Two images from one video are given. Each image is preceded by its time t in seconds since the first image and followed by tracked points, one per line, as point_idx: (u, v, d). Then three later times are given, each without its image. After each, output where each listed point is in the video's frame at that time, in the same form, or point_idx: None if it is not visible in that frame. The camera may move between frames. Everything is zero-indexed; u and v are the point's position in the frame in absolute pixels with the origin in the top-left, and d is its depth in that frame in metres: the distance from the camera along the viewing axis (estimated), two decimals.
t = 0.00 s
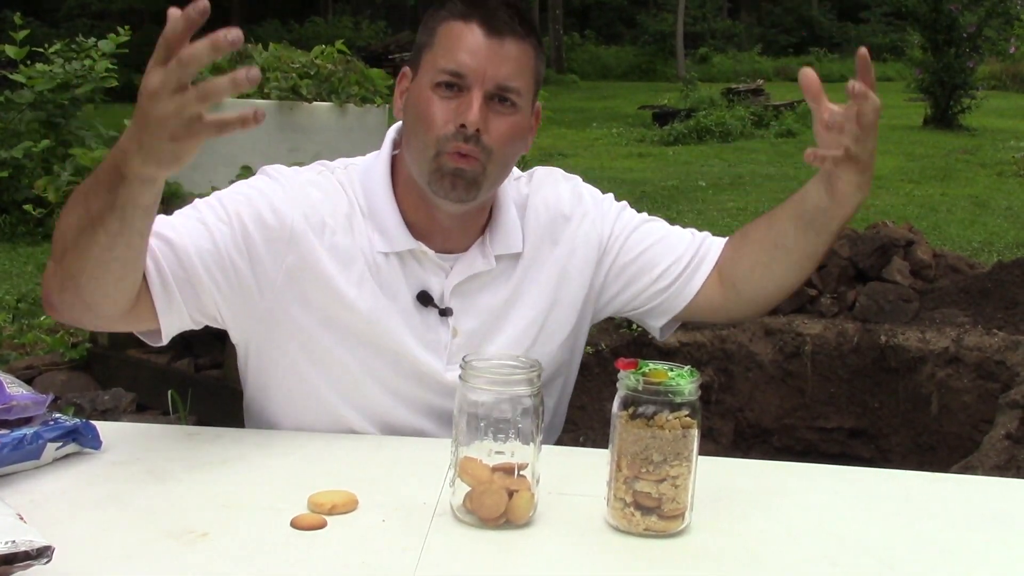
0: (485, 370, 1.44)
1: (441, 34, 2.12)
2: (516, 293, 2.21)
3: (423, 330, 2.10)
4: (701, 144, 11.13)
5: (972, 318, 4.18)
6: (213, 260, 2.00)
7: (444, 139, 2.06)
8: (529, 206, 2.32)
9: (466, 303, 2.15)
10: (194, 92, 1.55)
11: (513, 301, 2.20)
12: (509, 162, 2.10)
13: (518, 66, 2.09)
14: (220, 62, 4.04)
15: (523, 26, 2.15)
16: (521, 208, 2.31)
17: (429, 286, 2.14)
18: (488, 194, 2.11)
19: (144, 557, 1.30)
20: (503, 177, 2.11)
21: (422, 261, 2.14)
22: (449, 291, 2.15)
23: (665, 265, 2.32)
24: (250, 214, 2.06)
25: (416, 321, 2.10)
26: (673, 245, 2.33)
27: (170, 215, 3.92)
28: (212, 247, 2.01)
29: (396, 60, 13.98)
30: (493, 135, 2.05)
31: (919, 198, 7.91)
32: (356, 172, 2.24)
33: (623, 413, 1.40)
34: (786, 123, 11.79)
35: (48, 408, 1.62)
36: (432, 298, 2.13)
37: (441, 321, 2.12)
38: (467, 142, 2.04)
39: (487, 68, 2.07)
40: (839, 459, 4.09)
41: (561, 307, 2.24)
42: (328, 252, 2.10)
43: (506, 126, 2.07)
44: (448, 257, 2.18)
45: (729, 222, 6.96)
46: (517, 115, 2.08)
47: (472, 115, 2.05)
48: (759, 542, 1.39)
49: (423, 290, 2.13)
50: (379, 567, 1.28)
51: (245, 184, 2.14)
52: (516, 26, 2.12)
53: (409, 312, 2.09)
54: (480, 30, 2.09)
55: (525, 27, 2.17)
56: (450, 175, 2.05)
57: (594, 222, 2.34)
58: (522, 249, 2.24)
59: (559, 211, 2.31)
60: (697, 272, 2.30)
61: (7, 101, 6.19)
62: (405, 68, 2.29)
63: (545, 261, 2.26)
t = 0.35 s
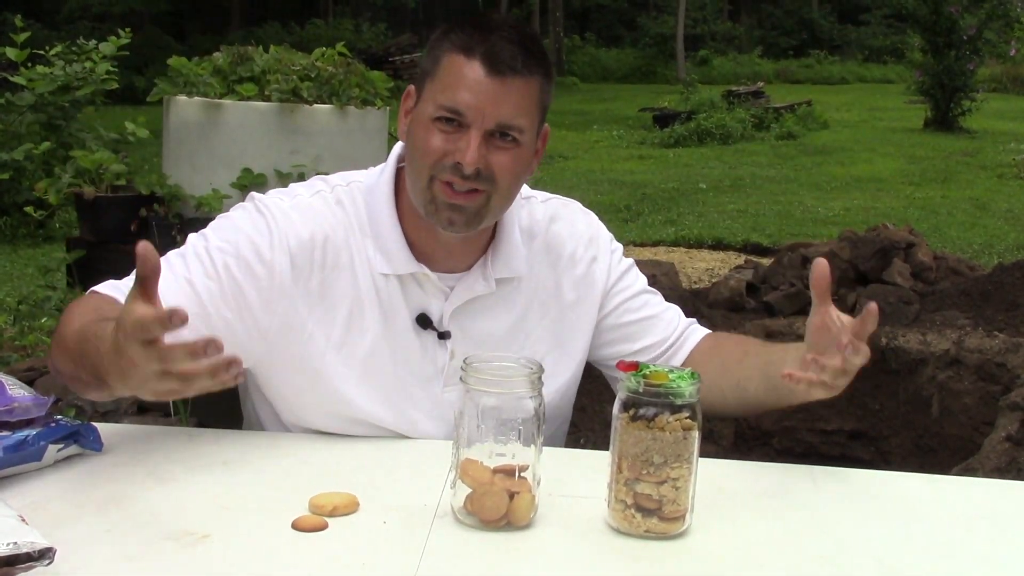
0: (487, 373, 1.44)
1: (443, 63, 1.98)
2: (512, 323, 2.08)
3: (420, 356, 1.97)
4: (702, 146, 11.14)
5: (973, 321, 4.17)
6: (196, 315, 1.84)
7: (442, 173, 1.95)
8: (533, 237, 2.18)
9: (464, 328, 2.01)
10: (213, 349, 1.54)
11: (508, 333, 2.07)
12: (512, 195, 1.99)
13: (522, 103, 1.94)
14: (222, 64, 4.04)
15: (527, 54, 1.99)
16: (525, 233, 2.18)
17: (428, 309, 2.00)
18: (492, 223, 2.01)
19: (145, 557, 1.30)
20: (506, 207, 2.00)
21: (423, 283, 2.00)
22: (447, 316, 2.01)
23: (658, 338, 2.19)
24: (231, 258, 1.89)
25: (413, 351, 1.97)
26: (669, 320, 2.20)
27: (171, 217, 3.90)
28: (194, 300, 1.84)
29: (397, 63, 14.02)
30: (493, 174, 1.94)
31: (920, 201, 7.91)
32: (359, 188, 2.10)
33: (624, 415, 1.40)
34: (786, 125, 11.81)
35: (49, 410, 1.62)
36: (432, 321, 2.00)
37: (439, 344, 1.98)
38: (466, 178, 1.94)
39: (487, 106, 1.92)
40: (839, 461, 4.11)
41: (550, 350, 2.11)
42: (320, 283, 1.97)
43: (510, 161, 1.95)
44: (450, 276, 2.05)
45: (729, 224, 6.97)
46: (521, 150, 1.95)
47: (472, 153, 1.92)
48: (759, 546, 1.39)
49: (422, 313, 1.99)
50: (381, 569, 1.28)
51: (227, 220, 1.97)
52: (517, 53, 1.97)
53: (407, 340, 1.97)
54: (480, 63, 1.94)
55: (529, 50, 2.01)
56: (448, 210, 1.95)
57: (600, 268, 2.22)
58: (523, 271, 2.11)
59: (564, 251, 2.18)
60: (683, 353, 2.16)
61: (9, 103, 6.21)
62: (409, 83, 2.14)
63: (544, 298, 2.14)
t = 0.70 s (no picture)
0: (485, 375, 1.44)
1: (392, 73, 1.90)
2: (501, 338, 2.01)
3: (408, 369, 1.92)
4: (703, 147, 11.14)
5: (975, 322, 4.17)
6: (186, 341, 1.77)
7: (413, 181, 1.87)
8: (523, 249, 2.10)
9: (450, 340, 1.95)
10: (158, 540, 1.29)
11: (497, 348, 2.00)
12: (491, 191, 1.93)
13: (479, 95, 1.88)
14: (224, 64, 4.06)
15: (472, 45, 1.93)
16: (513, 245, 2.09)
17: (414, 320, 1.94)
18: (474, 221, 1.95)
19: (146, 559, 1.31)
20: (485, 202, 1.94)
21: (408, 294, 1.94)
22: (434, 326, 1.95)
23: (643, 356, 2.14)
24: (224, 278, 1.81)
25: (401, 365, 1.91)
26: (654, 341, 2.15)
27: (173, 217, 3.93)
28: (187, 324, 1.78)
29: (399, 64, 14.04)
30: (465, 171, 1.88)
31: (921, 202, 7.91)
32: (345, 198, 2.03)
33: (623, 417, 1.40)
34: (788, 126, 11.81)
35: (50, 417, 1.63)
36: (419, 332, 1.94)
37: (427, 355, 1.93)
38: (439, 183, 1.87)
39: (445, 106, 1.86)
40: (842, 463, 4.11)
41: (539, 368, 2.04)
42: (312, 294, 1.91)
43: (481, 158, 1.88)
44: (436, 286, 1.98)
45: (731, 225, 6.97)
46: (489, 143, 1.89)
47: (438, 156, 1.86)
48: (761, 547, 1.39)
49: (409, 324, 1.93)
50: (383, 570, 1.29)
51: (215, 235, 1.89)
52: (462, 48, 1.91)
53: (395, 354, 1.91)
54: (429, 65, 1.87)
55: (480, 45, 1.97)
56: (428, 218, 1.88)
57: (592, 283, 2.14)
58: (511, 284, 2.04)
59: (555, 265, 2.10)
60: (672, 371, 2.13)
61: (11, 103, 6.21)
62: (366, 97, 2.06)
63: (534, 312, 2.06)
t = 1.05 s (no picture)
0: (488, 375, 1.44)
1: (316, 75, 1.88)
2: (478, 294, 2.03)
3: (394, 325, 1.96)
4: (702, 148, 11.15)
5: (974, 323, 4.18)
6: (192, 303, 1.77)
7: (362, 172, 1.88)
8: (500, 215, 2.13)
9: (434, 296, 1.99)
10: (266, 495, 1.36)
11: (474, 303, 2.02)
12: (436, 158, 1.95)
13: (402, 78, 1.87)
14: (223, 66, 4.07)
15: (380, 23, 1.89)
16: (490, 212, 2.13)
17: (396, 278, 1.99)
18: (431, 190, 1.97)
19: (147, 559, 1.31)
20: (435, 170, 1.96)
21: (390, 252, 1.98)
22: (416, 283, 1.99)
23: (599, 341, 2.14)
24: (223, 243, 1.83)
25: (390, 322, 1.96)
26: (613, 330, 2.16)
27: (172, 218, 3.94)
28: (191, 289, 1.78)
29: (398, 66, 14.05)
30: (407, 151, 1.89)
31: (920, 202, 7.91)
32: (322, 165, 2.07)
33: (625, 417, 1.40)
34: (787, 127, 11.81)
35: (48, 412, 1.62)
36: (401, 290, 1.98)
37: (410, 313, 1.98)
38: (385, 171, 1.89)
39: (371, 98, 1.84)
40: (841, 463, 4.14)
41: (516, 327, 2.06)
42: (304, 256, 1.94)
43: (418, 135, 1.90)
44: (416, 247, 2.02)
45: (730, 226, 6.97)
46: (421, 119, 1.91)
47: (376, 149, 1.86)
48: (762, 547, 1.39)
49: (391, 282, 1.98)
50: (384, 570, 1.29)
51: (208, 205, 1.89)
52: (378, 33, 1.87)
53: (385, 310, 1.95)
54: (344, 62, 1.84)
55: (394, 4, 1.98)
56: (383, 201, 1.91)
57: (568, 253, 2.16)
58: (488, 244, 2.07)
59: (532, 231, 2.13)
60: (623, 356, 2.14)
61: (11, 105, 6.22)
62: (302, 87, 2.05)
63: (514, 273, 2.08)
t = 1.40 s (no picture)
0: (486, 378, 1.43)
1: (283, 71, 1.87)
2: (458, 271, 2.03)
3: (377, 316, 1.96)
4: (702, 151, 11.16)
5: (973, 326, 4.18)
6: (191, 301, 1.80)
7: (341, 162, 1.87)
8: (467, 192, 2.13)
9: (415, 280, 1.99)
10: (318, 511, 1.37)
11: (457, 280, 2.02)
12: (409, 137, 1.94)
13: (371, 61, 1.85)
14: (223, 69, 4.09)
15: (338, 11, 1.87)
16: (456, 187, 2.13)
17: (377, 267, 1.99)
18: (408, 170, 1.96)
19: (146, 561, 1.31)
20: (409, 150, 1.94)
21: (366, 243, 1.99)
22: (397, 268, 1.99)
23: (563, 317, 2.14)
24: (206, 247, 1.86)
25: (371, 309, 1.96)
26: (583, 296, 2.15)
27: (171, 221, 3.94)
28: (179, 287, 1.80)
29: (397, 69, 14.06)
30: (383, 133, 1.88)
31: (919, 205, 7.92)
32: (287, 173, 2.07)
33: (624, 420, 1.39)
34: (786, 130, 11.83)
35: (48, 415, 1.62)
36: (384, 278, 1.98)
37: (395, 300, 1.97)
38: (368, 154, 1.88)
39: (343, 86, 1.83)
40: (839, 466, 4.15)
41: (498, 304, 2.06)
42: (284, 255, 1.95)
43: (392, 117, 1.89)
44: (392, 235, 2.02)
45: (729, 228, 6.98)
46: (393, 99, 1.88)
47: (359, 131, 1.85)
48: (760, 551, 1.39)
49: (373, 272, 1.98)
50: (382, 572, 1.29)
51: (189, 218, 1.93)
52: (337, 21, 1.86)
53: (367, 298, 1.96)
54: (311, 53, 1.82)
55: None
56: (368, 188, 1.90)
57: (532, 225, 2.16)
58: (464, 219, 2.07)
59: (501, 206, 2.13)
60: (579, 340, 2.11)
61: (9, 108, 6.22)
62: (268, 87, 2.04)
63: (491, 249, 2.08)
